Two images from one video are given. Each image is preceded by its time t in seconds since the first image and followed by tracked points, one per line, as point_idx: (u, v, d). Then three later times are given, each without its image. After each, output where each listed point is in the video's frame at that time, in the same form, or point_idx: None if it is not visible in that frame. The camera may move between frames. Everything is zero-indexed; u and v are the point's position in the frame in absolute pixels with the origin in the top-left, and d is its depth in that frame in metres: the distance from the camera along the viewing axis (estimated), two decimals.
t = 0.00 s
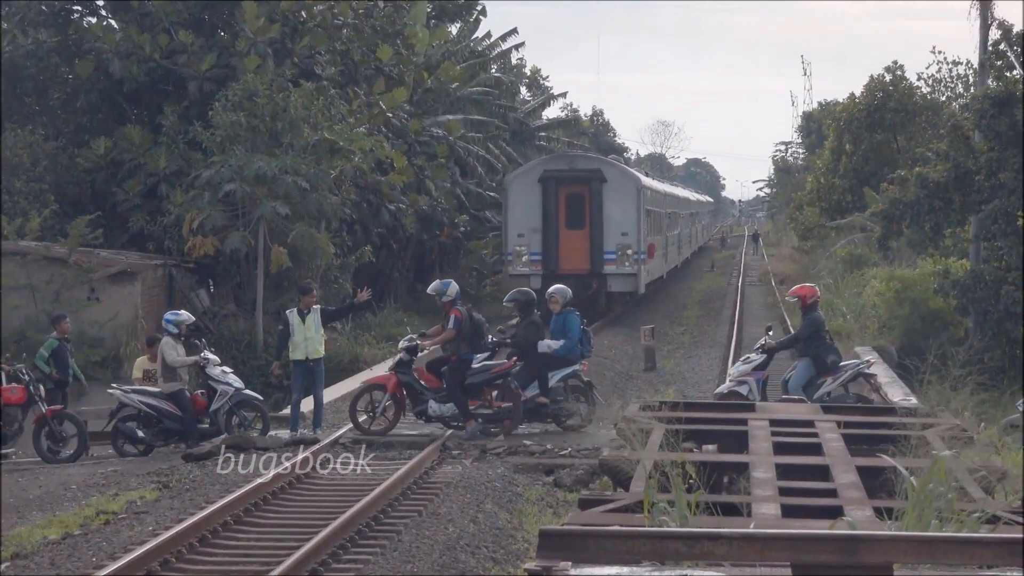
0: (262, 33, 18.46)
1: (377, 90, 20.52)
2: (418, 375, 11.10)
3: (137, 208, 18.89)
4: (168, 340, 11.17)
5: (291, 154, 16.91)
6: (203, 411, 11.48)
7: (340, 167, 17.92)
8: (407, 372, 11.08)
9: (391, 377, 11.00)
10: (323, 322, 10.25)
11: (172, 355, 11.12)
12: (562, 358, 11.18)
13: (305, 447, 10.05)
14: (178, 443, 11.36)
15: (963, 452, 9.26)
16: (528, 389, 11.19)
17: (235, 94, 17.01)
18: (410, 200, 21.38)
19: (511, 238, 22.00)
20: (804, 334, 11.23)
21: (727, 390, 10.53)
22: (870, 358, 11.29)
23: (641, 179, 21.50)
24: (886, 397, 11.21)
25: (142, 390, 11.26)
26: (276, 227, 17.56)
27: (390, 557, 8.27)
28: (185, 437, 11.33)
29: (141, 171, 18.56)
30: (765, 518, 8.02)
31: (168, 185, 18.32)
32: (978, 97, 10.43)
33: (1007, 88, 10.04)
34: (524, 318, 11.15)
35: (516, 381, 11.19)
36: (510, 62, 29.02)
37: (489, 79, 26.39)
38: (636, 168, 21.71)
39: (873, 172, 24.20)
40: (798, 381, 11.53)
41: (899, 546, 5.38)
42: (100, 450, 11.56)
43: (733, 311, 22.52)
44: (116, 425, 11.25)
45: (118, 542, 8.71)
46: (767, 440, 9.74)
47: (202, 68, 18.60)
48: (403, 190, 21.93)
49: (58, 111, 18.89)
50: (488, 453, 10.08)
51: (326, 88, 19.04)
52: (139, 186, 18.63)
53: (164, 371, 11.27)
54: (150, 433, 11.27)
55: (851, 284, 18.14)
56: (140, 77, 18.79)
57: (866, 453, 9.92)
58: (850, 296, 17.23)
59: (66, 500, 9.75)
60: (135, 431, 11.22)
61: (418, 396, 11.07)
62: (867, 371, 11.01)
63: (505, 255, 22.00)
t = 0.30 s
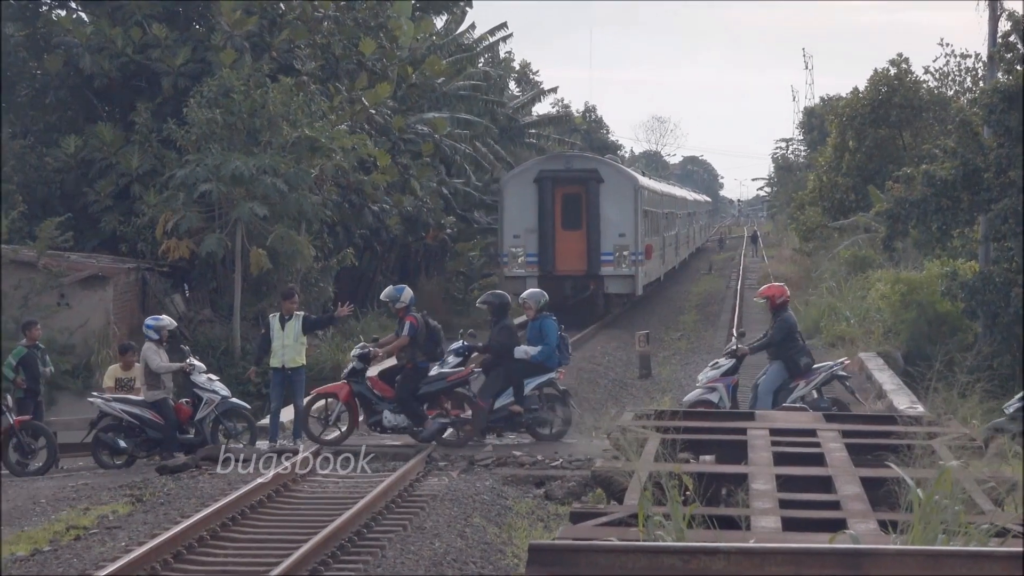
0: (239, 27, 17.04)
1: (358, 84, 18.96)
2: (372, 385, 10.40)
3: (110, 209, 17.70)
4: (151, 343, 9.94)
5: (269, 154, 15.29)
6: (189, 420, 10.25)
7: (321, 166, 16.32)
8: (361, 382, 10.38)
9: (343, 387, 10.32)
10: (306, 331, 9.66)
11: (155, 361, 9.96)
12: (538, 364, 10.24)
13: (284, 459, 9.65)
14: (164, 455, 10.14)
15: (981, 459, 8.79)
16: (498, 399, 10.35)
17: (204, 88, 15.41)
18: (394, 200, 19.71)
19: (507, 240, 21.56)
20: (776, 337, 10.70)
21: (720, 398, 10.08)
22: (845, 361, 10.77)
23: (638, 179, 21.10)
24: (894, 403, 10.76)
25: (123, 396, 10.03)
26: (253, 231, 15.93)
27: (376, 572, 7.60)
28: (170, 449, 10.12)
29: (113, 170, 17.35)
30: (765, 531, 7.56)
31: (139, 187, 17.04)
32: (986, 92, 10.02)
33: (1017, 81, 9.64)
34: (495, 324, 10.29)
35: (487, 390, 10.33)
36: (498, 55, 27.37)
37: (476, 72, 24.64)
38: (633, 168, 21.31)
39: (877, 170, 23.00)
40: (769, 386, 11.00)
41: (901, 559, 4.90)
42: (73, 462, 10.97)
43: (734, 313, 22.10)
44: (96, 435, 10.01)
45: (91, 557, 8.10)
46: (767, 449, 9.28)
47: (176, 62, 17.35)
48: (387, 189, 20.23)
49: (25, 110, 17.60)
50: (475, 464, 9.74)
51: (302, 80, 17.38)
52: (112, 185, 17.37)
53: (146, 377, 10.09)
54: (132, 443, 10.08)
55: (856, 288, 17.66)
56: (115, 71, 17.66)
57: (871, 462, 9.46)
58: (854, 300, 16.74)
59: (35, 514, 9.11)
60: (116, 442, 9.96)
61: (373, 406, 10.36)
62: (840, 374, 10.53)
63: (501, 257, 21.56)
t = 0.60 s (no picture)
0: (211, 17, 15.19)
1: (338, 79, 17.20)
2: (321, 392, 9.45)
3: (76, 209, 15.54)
4: (126, 348, 9.19)
5: (244, 151, 13.54)
6: (168, 429, 9.59)
7: (299, 164, 14.62)
8: (309, 388, 9.36)
9: (291, 394, 9.27)
10: (281, 337, 9.36)
11: (131, 366, 9.16)
12: (504, 373, 9.58)
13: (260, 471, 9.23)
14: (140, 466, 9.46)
15: (999, 469, 8.29)
16: (460, 410, 9.62)
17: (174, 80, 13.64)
18: (377, 202, 17.95)
19: (502, 242, 21.03)
20: (732, 346, 10.00)
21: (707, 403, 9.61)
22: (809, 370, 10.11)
23: (636, 179, 20.63)
24: (901, 411, 10.27)
25: (97, 404, 9.33)
26: (227, 231, 14.09)
27: None
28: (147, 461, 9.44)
29: (79, 169, 15.22)
30: (765, 547, 7.13)
31: (109, 188, 14.99)
32: (999, 85, 9.55)
33: None
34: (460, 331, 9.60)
35: (448, 399, 9.59)
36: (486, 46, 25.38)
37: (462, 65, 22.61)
38: (630, 168, 20.82)
39: (882, 168, 22.39)
40: (727, 398, 10.28)
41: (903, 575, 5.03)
42: (36, 475, 10.34)
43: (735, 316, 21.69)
44: (69, 444, 9.34)
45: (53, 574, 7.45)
46: (767, 463, 8.79)
47: (146, 55, 15.60)
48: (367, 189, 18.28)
49: None
50: (459, 476, 9.33)
51: (274, 75, 15.44)
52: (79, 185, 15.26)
53: (123, 383, 9.36)
54: (106, 454, 9.37)
55: (860, 292, 17.18)
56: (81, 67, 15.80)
57: (875, 473, 8.98)
58: (858, 306, 16.23)
59: None
60: (91, 452, 9.28)
61: (320, 416, 9.44)
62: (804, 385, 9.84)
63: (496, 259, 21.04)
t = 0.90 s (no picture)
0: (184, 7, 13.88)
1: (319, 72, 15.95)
2: (261, 409, 9.27)
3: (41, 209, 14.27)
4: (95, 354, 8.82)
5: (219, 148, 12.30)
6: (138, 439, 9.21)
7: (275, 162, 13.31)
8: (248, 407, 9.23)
9: (229, 413, 9.11)
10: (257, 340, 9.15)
11: (99, 375, 8.77)
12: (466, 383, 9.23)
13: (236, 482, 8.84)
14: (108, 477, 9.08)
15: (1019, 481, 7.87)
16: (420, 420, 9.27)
17: (143, 72, 12.47)
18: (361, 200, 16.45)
19: (496, 242, 20.60)
20: (696, 352, 9.63)
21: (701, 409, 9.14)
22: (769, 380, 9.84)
23: (633, 179, 20.23)
24: (906, 421, 9.85)
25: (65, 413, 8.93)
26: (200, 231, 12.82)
27: None
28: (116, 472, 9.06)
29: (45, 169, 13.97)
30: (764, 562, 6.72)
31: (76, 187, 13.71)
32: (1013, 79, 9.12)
33: None
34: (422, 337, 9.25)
35: (408, 409, 9.19)
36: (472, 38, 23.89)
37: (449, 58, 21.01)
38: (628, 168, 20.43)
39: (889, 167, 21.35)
40: (685, 408, 9.85)
41: None
42: None
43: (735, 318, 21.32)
44: (35, 454, 8.92)
45: None
46: (766, 478, 8.34)
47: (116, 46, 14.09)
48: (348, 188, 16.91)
49: None
50: (445, 489, 8.93)
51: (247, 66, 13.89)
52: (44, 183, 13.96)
53: (92, 392, 8.96)
54: (73, 465, 9.01)
55: (865, 297, 16.68)
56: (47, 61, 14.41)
57: (879, 486, 8.54)
58: (862, 312, 15.68)
59: None
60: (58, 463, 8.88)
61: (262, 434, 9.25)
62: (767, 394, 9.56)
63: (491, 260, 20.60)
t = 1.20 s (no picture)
0: None
1: (295, 62, 14.62)
2: (181, 424, 8.66)
3: None
4: (59, 360, 8.55)
5: (188, 143, 11.12)
6: (102, 451, 8.86)
7: (248, 157, 12.18)
8: (166, 423, 8.59)
9: (147, 430, 8.46)
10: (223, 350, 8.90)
11: (63, 383, 8.53)
12: (421, 391, 8.68)
13: (205, 497, 8.39)
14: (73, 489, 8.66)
15: None
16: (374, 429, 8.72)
17: (108, 64, 11.26)
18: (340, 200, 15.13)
19: (490, 243, 20.19)
20: (646, 358, 8.96)
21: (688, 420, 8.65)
22: (727, 384, 9.23)
23: (629, 178, 19.78)
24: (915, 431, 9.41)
25: (24, 425, 8.53)
26: (170, 231, 11.66)
27: None
28: (81, 483, 8.65)
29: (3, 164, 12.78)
30: None
31: (37, 186, 12.49)
32: None
33: None
34: (372, 345, 8.74)
35: (361, 417, 8.67)
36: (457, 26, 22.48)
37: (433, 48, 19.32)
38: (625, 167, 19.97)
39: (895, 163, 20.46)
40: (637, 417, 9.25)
41: None
42: None
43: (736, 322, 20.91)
44: None
45: None
46: (764, 493, 7.87)
47: (80, 34, 13.04)
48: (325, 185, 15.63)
49: None
50: (427, 503, 8.46)
51: (216, 55, 12.52)
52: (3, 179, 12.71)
53: (54, 401, 8.64)
54: (36, 478, 8.53)
55: (870, 302, 16.16)
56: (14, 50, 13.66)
57: (885, 501, 8.05)
58: (868, 318, 15.13)
59: None
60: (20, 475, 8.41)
61: (182, 451, 8.58)
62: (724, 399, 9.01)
63: (485, 261, 20.19)
